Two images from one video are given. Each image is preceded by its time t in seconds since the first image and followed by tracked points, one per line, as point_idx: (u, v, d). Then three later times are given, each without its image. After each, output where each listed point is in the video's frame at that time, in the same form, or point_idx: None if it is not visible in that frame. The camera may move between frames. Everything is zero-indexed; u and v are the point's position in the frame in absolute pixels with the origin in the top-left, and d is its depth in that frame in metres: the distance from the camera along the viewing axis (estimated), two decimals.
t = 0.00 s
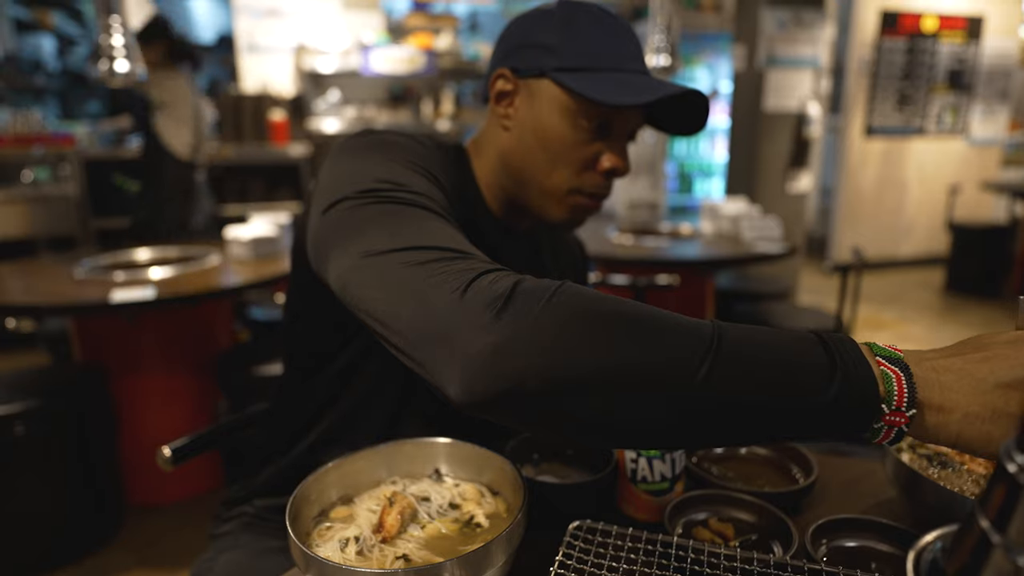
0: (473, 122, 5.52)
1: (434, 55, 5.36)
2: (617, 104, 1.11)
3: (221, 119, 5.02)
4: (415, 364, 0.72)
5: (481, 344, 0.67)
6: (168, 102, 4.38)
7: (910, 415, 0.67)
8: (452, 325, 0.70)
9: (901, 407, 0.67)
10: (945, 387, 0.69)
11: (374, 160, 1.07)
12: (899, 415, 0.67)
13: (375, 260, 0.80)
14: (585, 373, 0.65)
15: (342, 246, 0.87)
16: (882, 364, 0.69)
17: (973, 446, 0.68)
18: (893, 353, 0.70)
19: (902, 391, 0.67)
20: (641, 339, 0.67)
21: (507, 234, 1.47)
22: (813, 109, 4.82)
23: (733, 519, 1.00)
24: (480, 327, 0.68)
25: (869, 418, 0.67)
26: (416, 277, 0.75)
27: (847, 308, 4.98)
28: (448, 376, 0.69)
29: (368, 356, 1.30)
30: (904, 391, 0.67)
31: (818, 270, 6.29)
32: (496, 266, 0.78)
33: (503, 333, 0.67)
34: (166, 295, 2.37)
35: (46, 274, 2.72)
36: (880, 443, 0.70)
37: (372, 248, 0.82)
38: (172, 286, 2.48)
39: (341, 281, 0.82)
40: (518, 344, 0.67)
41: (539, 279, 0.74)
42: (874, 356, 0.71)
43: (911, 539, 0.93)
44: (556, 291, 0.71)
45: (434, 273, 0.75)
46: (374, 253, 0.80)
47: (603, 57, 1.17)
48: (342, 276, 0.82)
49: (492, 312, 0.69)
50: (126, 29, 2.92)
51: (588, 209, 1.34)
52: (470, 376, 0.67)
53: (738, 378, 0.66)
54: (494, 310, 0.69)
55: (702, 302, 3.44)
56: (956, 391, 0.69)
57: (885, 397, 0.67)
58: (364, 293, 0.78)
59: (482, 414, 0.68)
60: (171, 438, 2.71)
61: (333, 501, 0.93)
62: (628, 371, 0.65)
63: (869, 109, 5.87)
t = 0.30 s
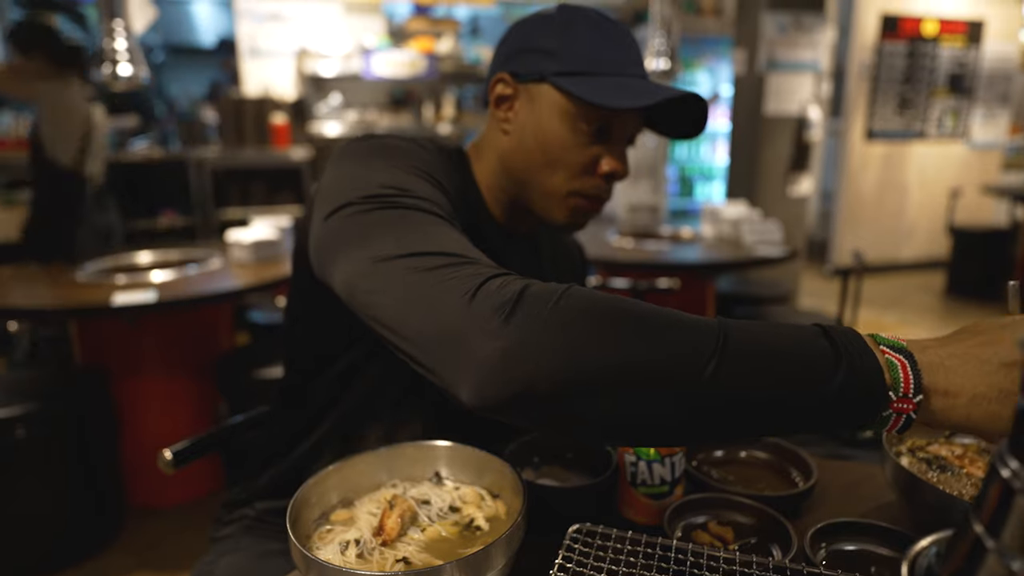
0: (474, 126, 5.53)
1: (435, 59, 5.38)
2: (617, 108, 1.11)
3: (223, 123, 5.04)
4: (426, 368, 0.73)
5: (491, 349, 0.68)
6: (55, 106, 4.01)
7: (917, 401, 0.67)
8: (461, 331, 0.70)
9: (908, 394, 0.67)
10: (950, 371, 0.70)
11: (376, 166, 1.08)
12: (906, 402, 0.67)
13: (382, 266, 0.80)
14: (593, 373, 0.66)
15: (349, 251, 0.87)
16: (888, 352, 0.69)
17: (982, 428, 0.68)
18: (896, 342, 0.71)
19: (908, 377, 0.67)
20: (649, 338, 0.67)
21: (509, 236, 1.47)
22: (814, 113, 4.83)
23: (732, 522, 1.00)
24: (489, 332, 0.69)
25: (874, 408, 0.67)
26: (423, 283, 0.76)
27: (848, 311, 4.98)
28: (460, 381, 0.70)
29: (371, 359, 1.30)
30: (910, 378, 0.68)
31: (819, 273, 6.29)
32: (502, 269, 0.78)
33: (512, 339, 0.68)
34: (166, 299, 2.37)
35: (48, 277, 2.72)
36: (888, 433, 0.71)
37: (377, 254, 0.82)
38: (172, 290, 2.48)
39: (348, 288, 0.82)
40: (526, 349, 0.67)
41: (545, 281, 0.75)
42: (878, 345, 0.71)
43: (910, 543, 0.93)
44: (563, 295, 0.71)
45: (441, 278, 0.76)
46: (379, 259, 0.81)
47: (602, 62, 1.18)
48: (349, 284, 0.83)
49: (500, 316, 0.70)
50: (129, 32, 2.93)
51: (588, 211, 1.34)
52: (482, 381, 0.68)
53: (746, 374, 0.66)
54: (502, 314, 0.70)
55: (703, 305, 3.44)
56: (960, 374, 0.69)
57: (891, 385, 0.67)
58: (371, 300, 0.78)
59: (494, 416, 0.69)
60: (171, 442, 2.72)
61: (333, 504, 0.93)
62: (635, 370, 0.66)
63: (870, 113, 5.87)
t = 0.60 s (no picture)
0: (474, 135, 5.56)
1: (435, 69, 5.40)
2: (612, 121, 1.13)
3: (224, 133, 5.04)
4: (426, 376, 0.74)
5: (491, 356, 0.69)
6: None
7: (907, 406, 0.68)
8: (462, 338, 0.71)
9: (897, 399, 0.68)
10: (938, 379, 0.71)
11: (376, 178, 1.09)
12: (897, 407, 0.68)
13: (383, 275, 0.81)
14: (591, 381, 0.67)
15: (349, 262, 0.88)
16: (878, 361, 0.71)
17: (970, 435, 0.69)
18: (885, 350, 0.72)
19: (898, 383, 0.68)
20: (645, 346, 0.68)
21: (507, 250, 1.49)
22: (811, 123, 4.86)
23: (728, 533, 1.00)
24: (489, 340, 0.70)
25: (865, 416, 0.68)
26: (423, 292, 0.77)
27: (848, 321, 4.99)
28: (459, 389, 0.70)
29: (369, 369, 1.32)
30: (899, 383, 0.68)
31: (818, 282, 6.30)
32: (500, 279, 0.80)
33: (511, 347, 0.69)
34: (167, 308, 2.38)
35: (48, 286, 2.73)
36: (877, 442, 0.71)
37: (378, 263, 0.83)
38: (172, 299, 2.49)
39: (348, 297, 0.83)
40: (526, 356, 0.68)
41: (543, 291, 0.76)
42: (869, 355, 0.72)
43: (904, 553, 0.94)
44: (561, 304, 0.73)
45: (440, 287, 0.77)
46: (380, 268, 0.82)
47: (599, 77, 1.20)
48: (349, 293, 0.84)
49: (500, 324, 0.71)
50: (131, 44, 2.97)
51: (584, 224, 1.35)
52: (482, 388, 0.69)
53: (742, 381, 0.67)
54: (502, 322, 0.71)
55: (702, 315, 3.45)
56: (947, 380, 0.70)
57: (881, 392, 0.68)
58: (371, 309, 0.79)
59: (492, 424, 0.70)
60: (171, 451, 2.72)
61: (332, 514, 0.94)
62: (633, 377, 0.67)
63: (868, 123, 5.89)
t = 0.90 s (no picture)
0: (471, 147, 5.60)
1: (433, 81, 5.43)
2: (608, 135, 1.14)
3: (223, 144, 5.06)
4: (426, 386, 0.75)
5: (491, 364, 0.70)
6: None
7: (899, 418, 0.69)
8: (462, 347, 0.73)
9: (890, 410, 0.69)
10: (931, 390, 0.72)
11: (376, 190, 1.11)
12: (888, 417, 0.69)
13: (383, 285, 0.82)
14: (591, 389, 0.68)
15: (350, 272, 0.89)
16: (872, 371, 0.71)
17: (960, 445, 0.70)
18: (880, 361, 0.73)
19: (890, 395, 0.69)
20: (643, 355, 0.70)
21: (505, 262, 1.51)
22: (806, 134, 4.89)
23: (723, 541, 1.01)
24: (489, 350, 0.71)
25: (859, 425, 0.69)
26: (424, 302, 0.78)
27: (844, 331, 5.01)
28: (460, 397, 0.71)
29: (368, 378, 1.35)
30: (892, 395, 0.70)
31: (814, 292, 6.33)
32: (500, 289, 0.81)
33: (511, 354, 0.70)
34: (167, 319, 2.39)
35: (47, 297, 2.73)
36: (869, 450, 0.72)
37: (378, 274, 0.85)
38: (171, 310, 2.50)
39: (349, 307, 0.85)
40: (526, 365, 0.70)
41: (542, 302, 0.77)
42: (865, 365, 0.73)
43: (898, 559, 0.95)
44: (560, 313, 0.74)
45: (441, 297, 0.78)
46: (380, 278, 0.83)
47: (596, 92, 1.21)
48: (350, 303, 0.85)
49: (499, 333, 0.72)
50: (132, 58, 2.99)
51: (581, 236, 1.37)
52: (482, 396, 0.70)
53: (739, 389, 0.68)
54: (502, 332, 0.72)
55: (698, 325, 3.46)
56: (940, 392, 0.71)
57: (873, 401, 0.69)
58: (372, 318, 0.81)
59: (493, 432, 0.71)
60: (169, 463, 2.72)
61: (329, 524, 0.95)
62: (631, 385, 0.68)
63: (861, 135, 5.95)
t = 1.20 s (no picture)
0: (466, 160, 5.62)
1: (428, 94, 5.45)
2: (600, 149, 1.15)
3: (218, 158, 5.05)
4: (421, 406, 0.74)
5: (492, 386, 0.70)
6: None
7: (887, 467, 0.70)
8: (460, 369, 0.72)
9: (878, 458, 0.70)
10: (917, 439, 0.72)
11: (370, 210, 1.11)
12: (877, 466, 0.70)
13: (379, 305, 0.82)
14: (591, 415, 0.68)
15: (345, 291, 0.89)
16: (862, 419, 0.72)
17: (946, 495, 0.70)
18: (870, 409, 0.73)
19: (880, 444, 0.70)
20: (642, 383, 0.70)
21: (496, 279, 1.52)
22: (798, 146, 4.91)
23: (717, 559, 1.01)
24: (488, 372, 0.71)
25: (848, 472, 0.69)
26: (422, 323, 0.78)
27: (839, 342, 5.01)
28: (460, 419, 0.70)
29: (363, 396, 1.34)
30: (881, 444, 0.70)
31: (808, 303, 6.33)
32: (496, 313, 0.81)
33: (511, 376, 0.70)
34: (161, 334, 2.38)
35: (39, 313, 2.72)
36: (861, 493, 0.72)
37: (374, 294, 0.85)
38: (165, 326, 2.49)
39: (343, 327, 0.84)
40: (527, 387, 0.69)
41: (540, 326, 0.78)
42: (856, 412, 0.73)
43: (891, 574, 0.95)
44: (560, 339, 0.74)
45: (439, 318, 0.78)
46: (376, 298, 0.83)
47: (584, 107, 1.22)
48: (344, 322, 0.84)
49: (500, 356, 0.72)
50: (127, 74, 3.01)
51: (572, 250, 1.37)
52: (481, 419, 0.69)
53: (733, 427, 0.68)
54: (503, 354, 0.72)
55: (693, 338, 3.46)
56: (926, 441, 0.72)
57: (863, 450, 0.70)
58: (368, 338, 0.80)
59: (489, 455, 0.70)
60: (162, 480, 2.70)
61: (322, 545, 0.94)
62: (631, 411, 0.68)
63: (853, 146, 5.98)
